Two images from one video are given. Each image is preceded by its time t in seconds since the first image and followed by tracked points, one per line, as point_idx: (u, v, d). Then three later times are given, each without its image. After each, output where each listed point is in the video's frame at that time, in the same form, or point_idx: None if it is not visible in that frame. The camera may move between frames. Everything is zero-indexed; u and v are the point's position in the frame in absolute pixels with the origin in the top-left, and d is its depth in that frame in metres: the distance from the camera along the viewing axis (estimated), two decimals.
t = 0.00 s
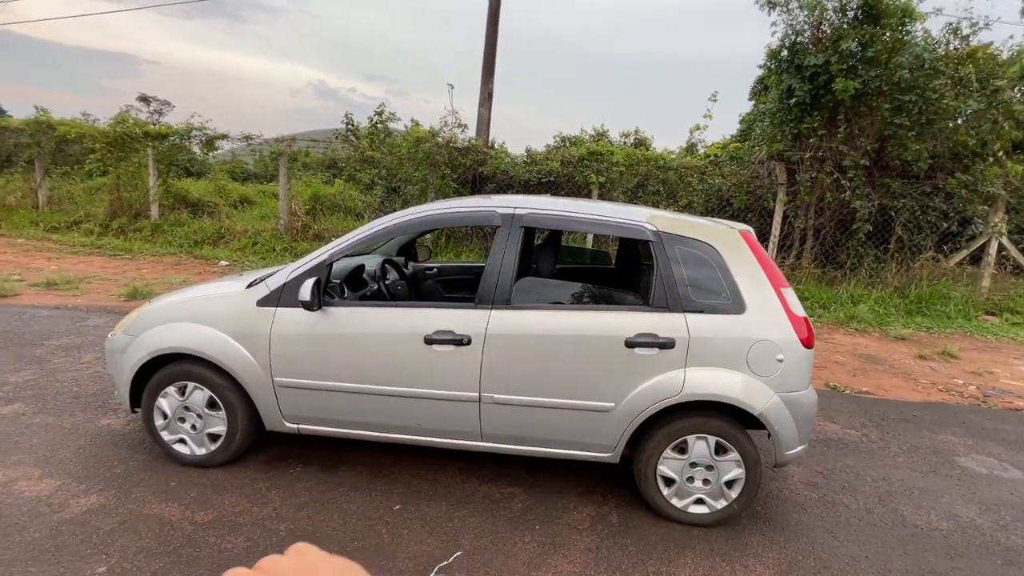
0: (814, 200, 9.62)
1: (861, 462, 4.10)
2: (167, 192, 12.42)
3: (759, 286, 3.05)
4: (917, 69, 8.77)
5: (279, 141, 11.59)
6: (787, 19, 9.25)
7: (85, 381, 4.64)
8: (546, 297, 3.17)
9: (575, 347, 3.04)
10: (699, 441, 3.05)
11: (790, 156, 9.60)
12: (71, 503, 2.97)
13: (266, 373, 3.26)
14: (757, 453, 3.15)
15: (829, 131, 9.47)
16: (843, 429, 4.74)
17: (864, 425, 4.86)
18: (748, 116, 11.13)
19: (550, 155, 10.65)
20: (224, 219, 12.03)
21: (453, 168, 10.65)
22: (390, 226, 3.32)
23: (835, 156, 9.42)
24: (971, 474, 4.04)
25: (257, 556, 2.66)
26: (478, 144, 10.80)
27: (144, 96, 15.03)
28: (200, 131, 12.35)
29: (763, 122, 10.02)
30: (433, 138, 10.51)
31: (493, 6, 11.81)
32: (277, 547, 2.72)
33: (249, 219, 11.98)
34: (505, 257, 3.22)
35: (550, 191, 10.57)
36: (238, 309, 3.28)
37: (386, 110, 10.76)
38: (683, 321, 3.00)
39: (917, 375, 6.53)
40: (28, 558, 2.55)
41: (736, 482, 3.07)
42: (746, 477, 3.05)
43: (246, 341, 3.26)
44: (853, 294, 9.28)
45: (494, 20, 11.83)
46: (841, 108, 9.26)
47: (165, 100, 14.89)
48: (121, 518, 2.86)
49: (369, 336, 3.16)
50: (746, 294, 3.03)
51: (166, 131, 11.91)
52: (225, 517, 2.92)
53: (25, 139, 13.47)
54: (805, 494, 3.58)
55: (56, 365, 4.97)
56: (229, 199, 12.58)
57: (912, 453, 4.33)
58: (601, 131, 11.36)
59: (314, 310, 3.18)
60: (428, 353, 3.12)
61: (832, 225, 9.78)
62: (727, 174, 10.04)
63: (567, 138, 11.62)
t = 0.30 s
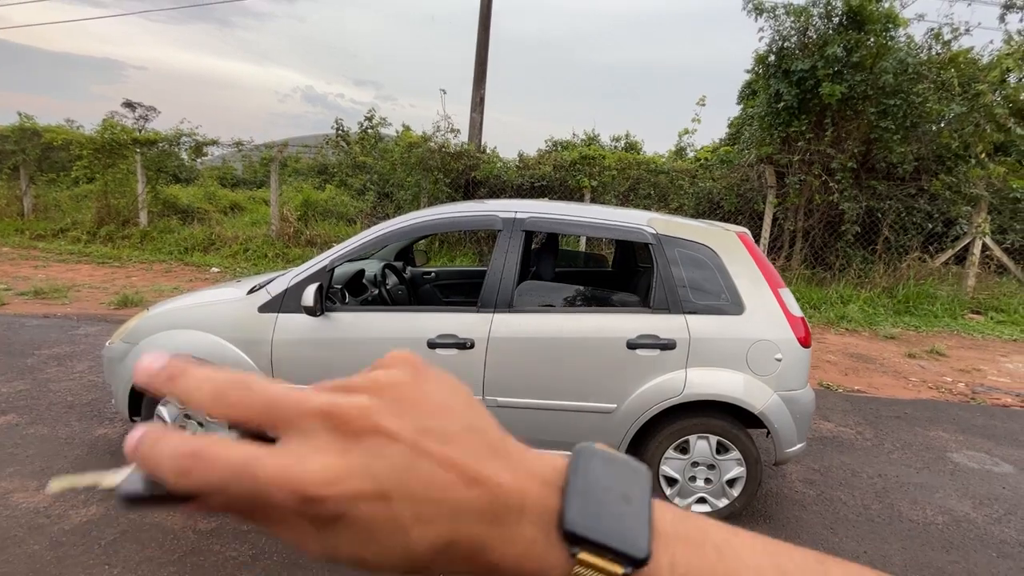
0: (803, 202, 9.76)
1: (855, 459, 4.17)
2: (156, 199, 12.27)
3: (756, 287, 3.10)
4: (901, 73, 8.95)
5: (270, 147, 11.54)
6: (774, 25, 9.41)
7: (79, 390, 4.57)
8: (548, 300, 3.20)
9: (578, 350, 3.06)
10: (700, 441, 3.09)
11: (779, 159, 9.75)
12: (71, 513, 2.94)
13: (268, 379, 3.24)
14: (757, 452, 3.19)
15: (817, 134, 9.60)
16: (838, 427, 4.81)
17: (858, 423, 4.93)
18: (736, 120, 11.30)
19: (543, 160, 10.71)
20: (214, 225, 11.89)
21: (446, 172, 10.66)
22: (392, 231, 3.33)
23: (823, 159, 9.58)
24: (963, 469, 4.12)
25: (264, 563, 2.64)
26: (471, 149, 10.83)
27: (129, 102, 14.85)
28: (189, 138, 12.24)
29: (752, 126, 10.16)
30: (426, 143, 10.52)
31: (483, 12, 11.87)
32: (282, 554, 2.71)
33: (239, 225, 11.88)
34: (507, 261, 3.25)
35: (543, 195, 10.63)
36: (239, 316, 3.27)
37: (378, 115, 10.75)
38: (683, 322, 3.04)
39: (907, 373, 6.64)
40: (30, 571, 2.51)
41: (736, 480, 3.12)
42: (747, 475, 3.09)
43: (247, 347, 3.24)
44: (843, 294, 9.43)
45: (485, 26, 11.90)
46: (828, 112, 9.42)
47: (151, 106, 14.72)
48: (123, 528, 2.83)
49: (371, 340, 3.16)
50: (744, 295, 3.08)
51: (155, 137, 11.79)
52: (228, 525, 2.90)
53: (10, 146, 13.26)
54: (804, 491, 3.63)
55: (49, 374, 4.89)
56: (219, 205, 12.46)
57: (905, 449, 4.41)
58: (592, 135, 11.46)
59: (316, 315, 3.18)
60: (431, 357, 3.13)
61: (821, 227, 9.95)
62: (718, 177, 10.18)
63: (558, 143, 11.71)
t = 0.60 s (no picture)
0: (803, 210, 9.82)
1: (863, 467, 4.16)
2: (159, 210, 12.32)
3: (762, 295, 3.12)
4: (899, 81, 9.03)
5: (274, 158, 11.62)
6: (772, 36, 9.51)
7: (85, 401, 4.57)
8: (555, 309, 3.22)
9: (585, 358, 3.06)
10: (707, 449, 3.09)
11: (779, 168, 9.81)
12: (78, 525, 2.93)
13: (276, 389, 3.25)
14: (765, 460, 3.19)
15: (817, 142, 9.67)
16: (844, 434, 4.80)
17: (864, 430, 4.92)
18: (736, 129, 11.38)
19: (545, 169, 10.76)
20: (217, 236, 11.93)
21: (448, 182, 10.72)
22: (399, 241, 3.35)
23: (823, 167, 9.64)
24: (971, 477, 4.11)
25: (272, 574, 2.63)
26: (473, 158, 10.88)
27: (132, 114, 14.97)
28: (192, 149, 12.32)
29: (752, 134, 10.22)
30: (428, 153, 10.59)
31: (484, 23, 12.00)
32: (291, 565, 2.70)
33: (242, 236, 11.92)
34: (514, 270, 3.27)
35: (545, 205, 10.68)
36: (247, 326, 3.28)
37: (380, 126, 10.84)
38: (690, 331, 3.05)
39: (911, 380, 6.63)
40: None
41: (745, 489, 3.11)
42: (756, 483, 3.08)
43: (255, 357, 3.25)
44: (845, 301, 9.45)
45: (486, 38, 12.02)
46: (828, 120, 9.49)
47: (154, 118, 14.85)
48: (131, 540, 2.82)
49: (379, 350, 3.18)
50: (750, 303, 3.09)
51: (159, 149, 11.89)
52: (236, 536, 2.89)
53: (15, 158, 13.34)
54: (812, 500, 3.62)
55: (54, 386, 4.90)
56: (222, 216, 12.49)
57: (913, 457, 4.40)
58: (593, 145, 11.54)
59: (325, 325, 3.20)
60: (439, 366, 3.14)
61: (822, 235, 9.99)
62: (719, 185, 10.24)
63: (560, 152, 11.78)
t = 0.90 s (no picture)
0: (813, 214, 9.76)
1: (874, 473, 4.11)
2: (171, 217, 12.49)
3: (769, 299, 3.10)
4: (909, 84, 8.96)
5: (284, 165, 11.75)
6: (779, 39, 9.49)
7: (98, 406, 4.64)
8: (562, 313, 3.22)
9: (591, 363, 3.07)
10: (715, 455, 3.07)
11: (788, 171, 9.75)
12: (90, 528, 2.97)
13: (285, 393, 3.29)
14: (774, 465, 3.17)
15: (826, 146, 9.61)
16: (855, 440, 4.75)
17: (875, 436, 4.86)
18: (744, 132, 11.34)
19: (552, 174, 10.79)
20: (228, 241, 12.05)
21: (455, 188, 10.77)
22: (406, 247, 3.38)
23: (832, 170, 9.58)
24: (986, 484, 4.04)
25: None
26: (480, 164, 10.93)
27: (146, 123, 15.23)
28: (204, 156, 12.49)
29: (760, 138, 10.18)
30: (435, 159, 10.65)
31: (491, 30, 12.11)
32: (298, 568, 2.72)
33: (252, 242, 12.04)
34: (520, 275, 3.28)
35: (552, 210, 10.69)
36: (256, 331, 3.33)
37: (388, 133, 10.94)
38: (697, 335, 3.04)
39: (924, 385, 6.54)
40: None
41: (753, 495, 3.09)
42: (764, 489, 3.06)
43: (264, 362, 3.29)
44: (855, 305, 9.37)
45: (493, 44, 12.11)
46: (836, 123, 9.43)
47: (167, 126, 15.10)
48: (141, 543, 2.86)
49: (386, 354, 3.20)
50: (757, 307, 3.08)
51: (172, 157, 12.08)
52: (245, 540, 2.92)
53: (32, 166, 13.60)
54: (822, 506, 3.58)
55: (69, 390, 4.98)
56: (233, 222, 12.62)
57: (925, 463, 4.34)
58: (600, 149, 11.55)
59: (332, 330, 3.23)
60: (446, 371, 3.16)
61: (832, 239, 9.92)
62: (727, 189, 10.20)
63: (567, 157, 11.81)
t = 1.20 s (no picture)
0: (824, 217, 9.66)
1: (882, 479, 4.05)
2: (186, 220, 12.71)
3: (771, 302, 3.09)
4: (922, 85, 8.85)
5: (296, 169, 11.92)
6: (790, 40, 9.43)
7: (112, 405, 4.75)
8: (562, 316, 3.24)
9: (591, 365, 3.09)
10: (716, 458, 3.07)
11: (798, 173, 9.67)
12: (101, 524, 3.05)
13: (290, 394, 3.35)
14: (776, 469, 3.15)
15: (837, 148, 9.52)
16: (863, 446, 4.69)
17: (884, 442, 4.79)
18: (754, 135, 11.26)
19: (560, 177, 10.80)
20: (241, 244, 12.23)
21: (464, 191, 10.83)
22: (408, 250, 3.43)
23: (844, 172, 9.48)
24: (997, 491, 3.97)
25: None
26: (489, 167, 10.98)
27: (163, 127, 15.55)
28: (218, 160, 12.71)
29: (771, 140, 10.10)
30: (444, 163, 10.73)
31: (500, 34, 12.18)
32: (301, 566, 2.76)
33: (265, 244, 12.21)
34: (521, 278, 3.31)
35: (560, 212, 10.70)
36: (262, 333, 3.39)
37: (398, 137, 11.03)
38: (697, 338, 3.05)
39: (936, 390, 6.44)
40: None
41: (754, 499, 3.07)
42: (766, 494, 3.04)
43: (270, 363, 3.36)
44: (868, 309, 9.24)
45: (502, 48, 12.17)
46: (848, 125, 9.33)
47: (183, 131, 15.40)
48: (149, 539, 2.93)
49: (388, 356, 3.25)
50: (759, 310, 3.07)
51: (187, 161, 12.32)
52: (250, 537, 2.97)
53: (53, 171, 13.93)
54: (827, 511, 3.54)
55: (84, 390, 5.10)
56: (245, 225, 12.79)
57: (935, 470, 4.27)
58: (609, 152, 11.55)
59: (336, 331, 3.28)
60: (446, 373, 3.19)
61: (844, 242, 9.81)
62: (736, 192, 10.14)
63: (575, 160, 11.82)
